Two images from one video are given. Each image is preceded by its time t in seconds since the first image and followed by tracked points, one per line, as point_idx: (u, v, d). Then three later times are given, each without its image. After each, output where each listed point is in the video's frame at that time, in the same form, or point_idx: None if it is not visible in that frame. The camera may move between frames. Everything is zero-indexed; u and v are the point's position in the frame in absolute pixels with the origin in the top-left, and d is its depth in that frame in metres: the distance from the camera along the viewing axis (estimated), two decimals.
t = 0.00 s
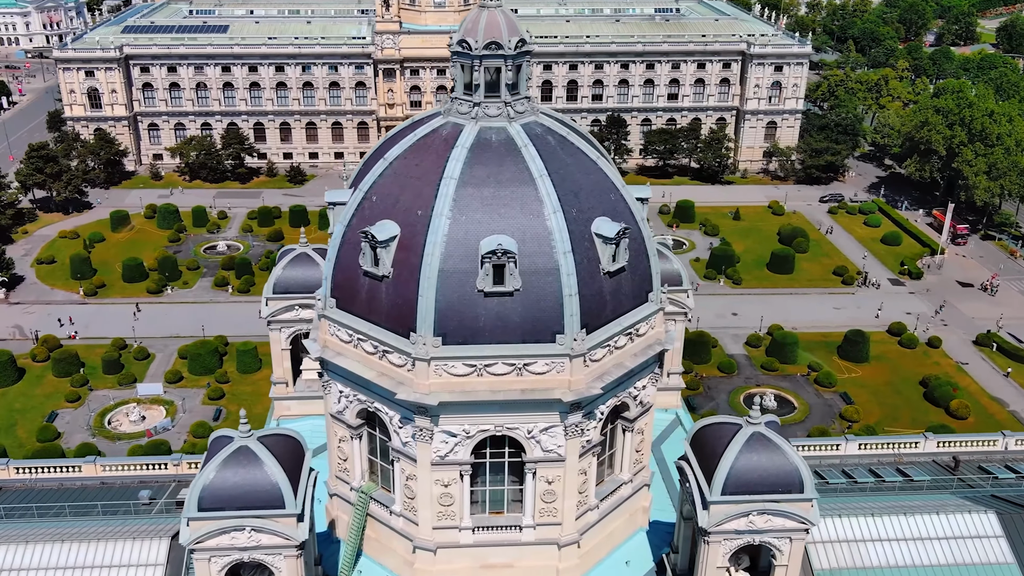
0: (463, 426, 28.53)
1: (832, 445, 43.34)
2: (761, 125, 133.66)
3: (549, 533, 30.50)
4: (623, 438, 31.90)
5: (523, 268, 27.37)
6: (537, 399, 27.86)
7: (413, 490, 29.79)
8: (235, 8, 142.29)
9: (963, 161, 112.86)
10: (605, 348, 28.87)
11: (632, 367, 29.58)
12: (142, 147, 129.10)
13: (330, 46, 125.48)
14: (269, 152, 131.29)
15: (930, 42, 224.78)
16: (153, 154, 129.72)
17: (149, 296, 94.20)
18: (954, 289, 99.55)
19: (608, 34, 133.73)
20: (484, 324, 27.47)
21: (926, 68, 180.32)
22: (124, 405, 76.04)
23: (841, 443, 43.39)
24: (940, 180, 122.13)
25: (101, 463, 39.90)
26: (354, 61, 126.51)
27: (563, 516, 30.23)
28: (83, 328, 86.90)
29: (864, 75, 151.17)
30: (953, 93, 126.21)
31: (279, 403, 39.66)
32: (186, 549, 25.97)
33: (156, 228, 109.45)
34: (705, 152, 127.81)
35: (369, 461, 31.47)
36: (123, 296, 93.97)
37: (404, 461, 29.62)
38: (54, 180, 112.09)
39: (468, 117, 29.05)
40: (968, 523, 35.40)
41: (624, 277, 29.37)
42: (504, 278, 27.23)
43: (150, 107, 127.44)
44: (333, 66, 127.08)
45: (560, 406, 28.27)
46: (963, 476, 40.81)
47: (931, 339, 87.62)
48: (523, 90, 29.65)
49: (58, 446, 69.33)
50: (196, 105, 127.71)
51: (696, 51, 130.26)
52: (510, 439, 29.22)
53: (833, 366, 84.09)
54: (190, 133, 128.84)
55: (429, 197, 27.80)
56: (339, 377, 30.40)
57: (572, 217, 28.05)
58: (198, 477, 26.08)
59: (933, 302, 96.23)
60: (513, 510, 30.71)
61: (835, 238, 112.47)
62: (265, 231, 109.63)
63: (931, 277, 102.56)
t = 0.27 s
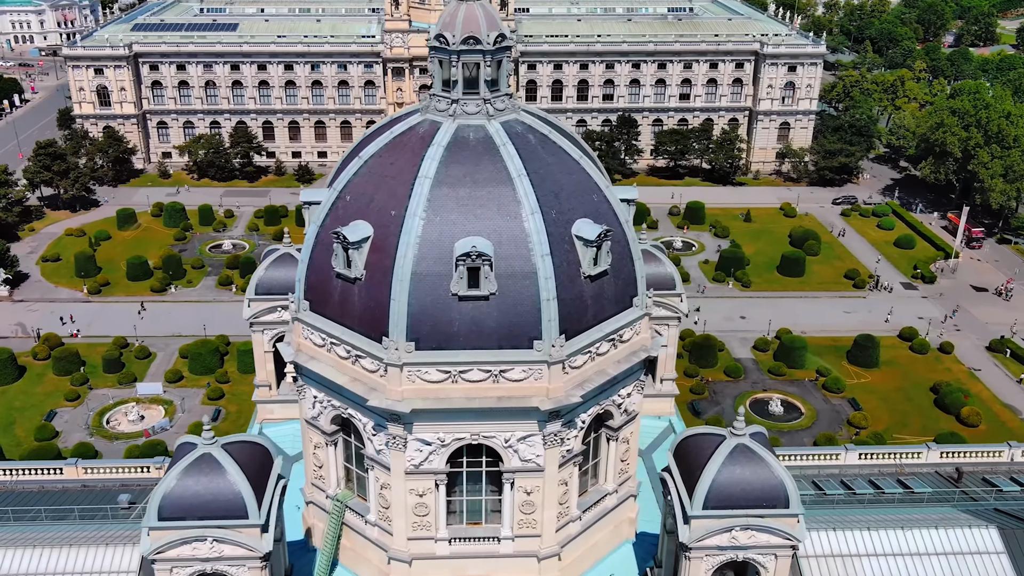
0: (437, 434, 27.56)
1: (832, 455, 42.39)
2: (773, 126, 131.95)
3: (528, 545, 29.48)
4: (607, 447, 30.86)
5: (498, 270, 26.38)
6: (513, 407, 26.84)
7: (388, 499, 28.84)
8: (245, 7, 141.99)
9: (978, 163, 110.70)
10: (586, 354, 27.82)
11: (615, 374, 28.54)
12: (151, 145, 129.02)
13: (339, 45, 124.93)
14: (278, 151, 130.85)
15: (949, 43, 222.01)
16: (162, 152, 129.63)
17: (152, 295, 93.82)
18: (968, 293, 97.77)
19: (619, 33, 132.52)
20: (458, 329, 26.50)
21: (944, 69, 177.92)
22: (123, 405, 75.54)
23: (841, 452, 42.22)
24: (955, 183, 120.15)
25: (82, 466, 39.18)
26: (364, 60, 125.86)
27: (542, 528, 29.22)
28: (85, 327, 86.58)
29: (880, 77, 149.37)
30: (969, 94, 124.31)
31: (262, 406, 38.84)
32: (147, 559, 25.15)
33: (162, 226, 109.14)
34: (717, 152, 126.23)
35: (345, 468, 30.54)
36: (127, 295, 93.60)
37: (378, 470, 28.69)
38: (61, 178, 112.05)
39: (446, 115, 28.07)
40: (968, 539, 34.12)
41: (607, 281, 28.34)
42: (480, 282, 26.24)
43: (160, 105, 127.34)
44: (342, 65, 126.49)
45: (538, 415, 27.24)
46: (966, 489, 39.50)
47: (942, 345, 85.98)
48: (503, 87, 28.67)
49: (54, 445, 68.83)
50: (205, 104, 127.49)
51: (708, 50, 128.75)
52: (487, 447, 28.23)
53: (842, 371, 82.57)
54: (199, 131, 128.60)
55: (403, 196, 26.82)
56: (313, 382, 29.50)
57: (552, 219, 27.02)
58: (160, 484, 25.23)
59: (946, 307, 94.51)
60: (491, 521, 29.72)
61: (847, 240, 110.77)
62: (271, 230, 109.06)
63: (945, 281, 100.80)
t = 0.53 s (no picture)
0: (410, 442, 26.63)
1: (830, 465, 41.25)
2: (786, 127, 130.07)
3: (505, 558, 28.50)
4: (590, 456, 29.85)
5: (472, 273, 25.39)
6: (487, 415, 25.85)
7: (360, 509, 27.92)
8: (257, 5, 141.54)
9: (995, 165, 108.65)
10: (564, 360, 26.80)
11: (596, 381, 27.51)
12: (160, 143, 128.88)
13: (349, 44, 124.33)
14: (287, 149, 130.33)
15: (968, 44, 219.09)
16: (171, 150, 129.49)
17: (156, 293, 93.40)
18: (981, 298, 95.98)
19: (631, 32, 131.23)
20: (431, 334, 25.54)
21: (963, 70, 175.38)
22: (123, 404, 75.05)
23: (840, 462, 41.03)
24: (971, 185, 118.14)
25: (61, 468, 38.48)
26: (373, 58, 125.12)
27: (520, 540, 28.22)
28: (87, 325, 86.22)
29: (896, 78, 147.55)
30: (987, 96, 122.25)
31: (245, 409, 38.05)
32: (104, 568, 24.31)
33: (168, 224, 108.80)
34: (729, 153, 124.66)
35: (318, 475, 29.66)
36: (131, 293, 93.19)
37: (350, 478, 27.77)
38: (68, 175, 111.91)
39: (422, 112, 27.12)
40: (967, 554, 32.90)
41: (587, 284, 27.31)
42: (452, 284, 25.26)
43: (169, 103, 127.17)
44: (351, 63, 125.84)
45: (513, 424, 26.21)
46: (969, 502, 38.24)
47: (954, 350, 84.38)
48: (482, 83, 27.64)
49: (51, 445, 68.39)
50: (214, 102, 127.14)
51: (720, 50, 127.11)
52: (462, 456, 27.23)
53: (850, 377, 81.07)
54: (208, 130, 128.30)
55: (375, 196, 25.89)
56: (286, 386, 28.62)
57: (529, 220, 25.99)
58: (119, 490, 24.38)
59: (958, 311, 92.80)
60: (468, 532, 28.73)
61: (860, 243, 109.03)
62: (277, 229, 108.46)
63: (958, 285, 99.02)
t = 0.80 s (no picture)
0: (380, 451, 25.70)
1: (827, 474, 39.87)
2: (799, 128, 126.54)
3: (480, 571, 27.51)
4: (570, 466, 28.84)
5: (443, 276, 24.45)
6: (458, 424, 24.88)
7: (329, 518, 27.03)
8: (267, 3, 140.93)
9: (1012, 168, 106.58)
10: (540, 367, 25.83)
11: (574, 390, 26.52)
12: (169, 141, 128.64)
13: (358, 42, 123.32)
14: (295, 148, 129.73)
15: (988, 44, 215.93)
16: (179, 149, 129.22)
17: (159, 292, 92.94)
18: (995, 303, 94.19)
19: (643, 31, 129.88)
20: (400, 340, 24.61)
21: (982, 71, 172.59)
22: (121, 403, 74.53)
23: (838, 472, 39.83)
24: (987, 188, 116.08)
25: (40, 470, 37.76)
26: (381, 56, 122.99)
27: (495, 552, 27.22)
28: (89, 323, 85.88)
29: (912, 78, 145.53)
30: (1004, 97, 120.07)
31: (225, 412, 37.26)
32: None
33: (174, 223, 108.39)
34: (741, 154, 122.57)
35: (290, 482, 28.81)
36: (134, 291, 92.75)
37: (319, 486, 26.89)
38: (76, 173, 111.77)
39: (395, 109, 26.22)
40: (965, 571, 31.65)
41: (565, 289, 26.31)
42: (422, 288, 24.32)
43: (178, 101, 126.88)
44: (360, 62, 124.90)
45: (486, 432, 25.22)
46: (970, 515, 36.97)
47: (965, 356, 82.76)
48: (458, 79, 26.71)
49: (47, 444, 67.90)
50: (223, 100, 126.70)
51: (733, 50, 123.91)
52: (434, 466, 26.28)
53: (859, 382, 79.58)
54: (217, 128, 127.92)
55: (344, 195, 24.98)
56: (255, 391, 27.79)
57: (503, 221, 25.02)
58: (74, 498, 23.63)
59: (971, 316, 91.04)
60: (442, 543, 27.75)
61: (872, 246, 107.26)
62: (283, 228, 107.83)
63: (972, 289, 97.22)
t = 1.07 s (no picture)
0: (346, 460, 24.78)
1: (825, 485, 38.55)
2: (812, 129, 123.54)
3: None
4: (548, 477, 27.83)
5: (410, 279, 23.47)
6: (426, 433, 23.91)
7: (296, 529, 26.12)
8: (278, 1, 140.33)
9: None
10: (514, 375, 24.83)
11: (551, 398, 25.50)
12: (178, 139, 128.38)
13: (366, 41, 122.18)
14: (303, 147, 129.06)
15: (1008, 45, 212.66)
16: (188, 147, 128.92)
17: (162, 290, 92.42)
18: (1009, 308, 92.40)
19: (654, 30, 128.56)
20: (365, 345, 23.65)
21: (1002, 72, 169.69)
22: (120, 402, 73.99)
23: (835, 483, 38.62)
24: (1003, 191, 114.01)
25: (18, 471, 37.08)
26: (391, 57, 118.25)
27: (467, 565, 26.25)
28: (91, 321, 85.54)
29: (928, 79, 143.51)
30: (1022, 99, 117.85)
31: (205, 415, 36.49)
32: None
33: (180, 221, 107.96)
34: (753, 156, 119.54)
35: (259, 490, 27.93)
36: (137, 289, 92.29)
37: (285, 496, 26.01)
38: (83, 171, 111.58)
39: (365, 105, 25.31)
40: None
41: (541, 293, 25.32)
42: (388, 292, 23.36)
43: (186, 100, 126.52)
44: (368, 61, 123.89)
45: (456, 442, 24.29)
46: (971, 530, 35.73)
47: (977, 363, 81.13)
48: (432, 75, 25.75)
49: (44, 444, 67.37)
50: (231, 98, 126.24)
51: (745, 49, 120.74)
52: (404, 476, 25.33)
53: (867, 388, 78.06)
54: (225, 126, 127.55)
55: (309, 195, 24.07)
56: (223, 397, 26.95)
57: (473, 223, 24.01)
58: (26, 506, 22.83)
59: (984, 321, 89.28)
60: (413, 556, 26.80)
61: (884, 249, 105.39)
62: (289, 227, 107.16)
63: (986, 294, 95.44)
